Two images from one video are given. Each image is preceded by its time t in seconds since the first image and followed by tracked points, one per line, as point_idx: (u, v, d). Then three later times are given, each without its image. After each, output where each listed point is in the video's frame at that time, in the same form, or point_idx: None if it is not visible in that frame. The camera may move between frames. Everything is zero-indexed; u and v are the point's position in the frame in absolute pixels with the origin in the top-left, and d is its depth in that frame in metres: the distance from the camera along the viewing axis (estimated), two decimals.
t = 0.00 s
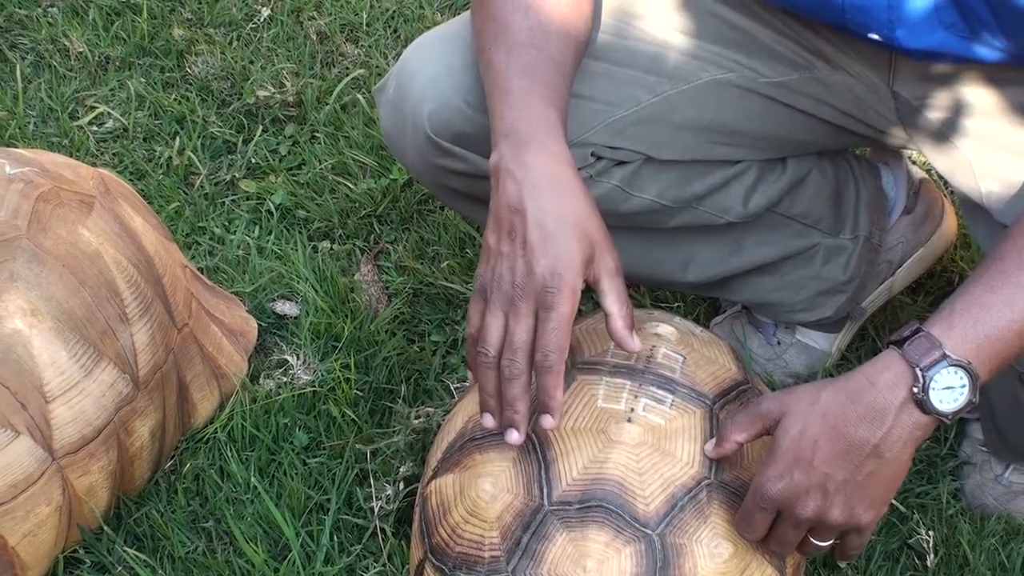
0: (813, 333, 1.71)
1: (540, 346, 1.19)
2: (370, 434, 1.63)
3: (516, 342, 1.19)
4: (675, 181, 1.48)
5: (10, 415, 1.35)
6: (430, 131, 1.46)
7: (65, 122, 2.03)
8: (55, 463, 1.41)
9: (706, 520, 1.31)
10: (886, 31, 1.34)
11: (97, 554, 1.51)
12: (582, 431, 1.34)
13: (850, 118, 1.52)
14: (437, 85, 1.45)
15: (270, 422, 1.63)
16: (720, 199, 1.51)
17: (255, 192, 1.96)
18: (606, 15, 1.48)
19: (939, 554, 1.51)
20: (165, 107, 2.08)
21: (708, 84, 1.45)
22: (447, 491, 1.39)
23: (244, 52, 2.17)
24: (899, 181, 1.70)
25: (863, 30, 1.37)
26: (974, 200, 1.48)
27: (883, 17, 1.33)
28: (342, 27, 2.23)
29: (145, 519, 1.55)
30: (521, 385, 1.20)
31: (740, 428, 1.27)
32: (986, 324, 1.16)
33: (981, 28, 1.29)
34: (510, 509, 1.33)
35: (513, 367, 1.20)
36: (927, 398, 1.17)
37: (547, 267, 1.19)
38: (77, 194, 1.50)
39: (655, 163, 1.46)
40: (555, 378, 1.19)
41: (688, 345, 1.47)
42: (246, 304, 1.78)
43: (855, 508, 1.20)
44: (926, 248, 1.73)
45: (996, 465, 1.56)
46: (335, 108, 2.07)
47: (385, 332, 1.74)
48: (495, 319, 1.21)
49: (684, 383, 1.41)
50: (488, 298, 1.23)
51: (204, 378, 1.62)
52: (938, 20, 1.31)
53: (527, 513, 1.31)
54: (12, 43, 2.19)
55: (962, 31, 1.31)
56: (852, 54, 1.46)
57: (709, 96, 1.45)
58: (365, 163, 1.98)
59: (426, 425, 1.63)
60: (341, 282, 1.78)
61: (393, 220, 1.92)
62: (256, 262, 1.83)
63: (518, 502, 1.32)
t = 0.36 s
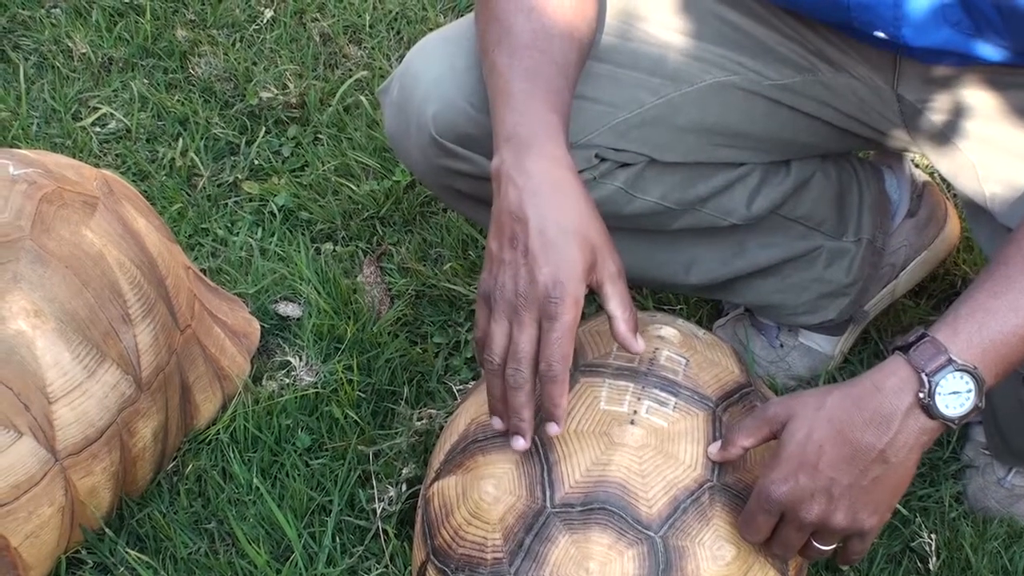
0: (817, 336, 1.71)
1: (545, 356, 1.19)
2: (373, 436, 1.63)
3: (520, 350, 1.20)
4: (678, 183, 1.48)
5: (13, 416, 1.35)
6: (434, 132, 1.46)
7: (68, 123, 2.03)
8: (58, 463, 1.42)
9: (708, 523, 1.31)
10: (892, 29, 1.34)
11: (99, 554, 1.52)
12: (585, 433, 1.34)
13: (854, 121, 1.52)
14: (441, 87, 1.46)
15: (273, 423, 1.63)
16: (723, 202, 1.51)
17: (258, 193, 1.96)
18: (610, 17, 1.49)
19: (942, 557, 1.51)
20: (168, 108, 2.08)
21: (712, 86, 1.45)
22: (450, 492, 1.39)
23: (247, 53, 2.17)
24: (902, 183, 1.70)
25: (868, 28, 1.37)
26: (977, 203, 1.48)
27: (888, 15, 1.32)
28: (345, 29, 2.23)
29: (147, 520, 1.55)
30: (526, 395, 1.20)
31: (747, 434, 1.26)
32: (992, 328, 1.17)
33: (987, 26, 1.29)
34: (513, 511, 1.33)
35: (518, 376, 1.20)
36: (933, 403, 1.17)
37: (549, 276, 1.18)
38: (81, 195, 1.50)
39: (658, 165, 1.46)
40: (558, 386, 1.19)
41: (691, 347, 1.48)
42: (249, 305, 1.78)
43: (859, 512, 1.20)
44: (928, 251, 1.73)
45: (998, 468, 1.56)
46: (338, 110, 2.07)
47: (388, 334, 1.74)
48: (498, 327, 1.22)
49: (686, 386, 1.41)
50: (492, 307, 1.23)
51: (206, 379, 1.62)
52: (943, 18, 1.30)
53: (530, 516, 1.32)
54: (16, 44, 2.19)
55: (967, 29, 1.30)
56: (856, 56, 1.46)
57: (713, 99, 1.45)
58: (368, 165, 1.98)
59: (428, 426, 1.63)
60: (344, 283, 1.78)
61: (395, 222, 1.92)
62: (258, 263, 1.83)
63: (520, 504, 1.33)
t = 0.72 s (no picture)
0: (815, 336, 1.71)
1: (511, 323, 1.17)
2: (370, 436, 1.63)
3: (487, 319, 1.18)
4: (676, 180, 1.48)
5: (10, 416, 1.35)
6: (433, 127, 1.46)
7: (66, 123, 2.03)
8: (56, 463, 1.42)
9: (706, 522, 1.32)
10: (890, 28, 1.34)
11: (97, 554, 1.52)
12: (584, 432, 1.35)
13: (851, 120, 1.52)
14: (439, 82, 1.45)
15: (271, 423, 1.63)
16: (721, 199, 1.51)
17: (255, 193, 1.96)
18: (610, 15, 1.49)
19: (939, 557, 1.51)
20: (166, 108, 2.08)
21: (711, 83, 1.45)
22: (448, 492, 1.40)
23: (245, 53, 2.17)
24: (900, 183, 1.70)
25: (867, 26, 1.36)
26: (974, 202, 1.48)
27: (887, 13, 1.32)
28: (343, 29, 2.23)
29: (145, 520, 1.55)
30: (493, 365, 1.19)
31: (742, 428, 1.27)
32: (987, 324, 1.17)
33: (984, 25, 1.28)
34: (511, 511, 1.33)
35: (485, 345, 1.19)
36: (927, 398, 1.17)
37: (525, 247, 1.18)
38: (80, 195, 1.50)
39: (656, 162, 1.46)
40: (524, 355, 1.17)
41: (689, 347, 1.49)
42: (247, 305, 1.78)
43: (854, 508, 1.21)
44: (927, 251, 1.73)
45: (995, 468, 1.56)
46: (335, 110, 2.07)
47: (386, 334, 1.74)
48: (470, 298, 1.21)
49: (684, 385, 1.42)
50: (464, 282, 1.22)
51: (204, 379, 1.62)
52: (941, 16, 1.30)
53: (528, 516, 1.32)
54: (13, 43, 2.19)
55: (965, 28, 1.30)
56: (854, 55, 1.46)
57: (712, 96, 1.45)
58: (365, 165, 1.98)
59: (426, 426, 1.63)
60: (341, 283, 1.78)
61: (393, 221, 1.92)
62: (256, 263, 1.83)
63: (518, 504, 1.33)
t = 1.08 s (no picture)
0: (812, 337, 1.72)
1: (522, 333, 1.18)
2: (373, 435, 1.64)
3: (500, 331, 1.20)
4: (674, 183, 1.50)
5: (17, 415, 1.37)
6: (433, 131, 1.48)
7: (72, 125, 2.04)
8: (62, 461, 1.43)
9: (705, 521, 1.34)
10: (884, 32, 1.35)
11: (103, 552, 1.53)
12: (584, 432, 1.37)
13: (847, 122, 1.54)
14: (439, 86, 1.47)
15: (274, 422, 1.65)
16: (718, 202, 1.53)
17: (259, 195, 1.97)
18: (608, 19, 1.50)
19: (935, 556, 1.52)
20: (170, 111, 2.10)
21: (708, 87, 1.47)
22: (449, 491, 1.42)
23: (249, 56, 2.19)
24: (896, 186, 1.72)
25: (861, 30, 1.38)
26: (969, 205, 1.49)
27: (881, 18, 1.34)
28: (346, 32, 2.25)
29: (150, 518, 1.56)
30: (507, 373, 1.19)
31: (739, 428, 1.29)
32: (981, 326, 1.18)
33: (977, 31, 1.30)
34: (511, 509, 1.35)
35: (499, 356, 1.20)
36: (922, 397, 1.19)
37: (529, 256, 1.20)
38: (86, 196, 1.52)
39: (655, 165, 1.48)
40: (539, 360, 1.18)
41: (688, 348, 1.51)
42: (250, 306, 1.80)
43: (850, 507, 1.23)
44: (923, 253, 1.74)
45: (991, 468, 1.58)
46: (338, 112, 2.09)
47: (388, 334, 1.76)
48: (482, 311, 1.22)
49: (683, 386, 1.44)
50: (477, 293, 1.24)
51: (208, 379, 1.64)
52: (934, 22, 1.32)
53: (528, 515, 1.34)
54: (20, 47, 2.21)
55: (958, 34, 1.32)
56: (851, 58, 1.48)
57: (709, 100, 1.47)
58: (368, 167, 2.00)
59: (428, 426, 1.64)
60: (344, 284, 1.80)
61: (395, 223, 1.94)
62: (259, 264, 1.84)
63: (518, 503, 1.35)
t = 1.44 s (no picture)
0: (800, 335, 1.78)
1: (541, 354, 1.26)
2: (375, 431, 1.69)
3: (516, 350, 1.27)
4: (667, 188, 1.55)
5: (31, 411, 1.42)
6: (435, 138, 1.53)
7: (84, 132, 2.10)
8: (75, 457, 1.49)
9: (696, 514, 1.39)
10: (869, 46, 1.41)
11: (115, 544, 1.59)
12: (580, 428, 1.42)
13: (833, 128, 1.59)
14: (441, 95, 1.52)
15: (280, 419, 1.70)
16: (710, 206, 1.58)
17: (266, 200, 2.03)
18: (602, 28, 1.56)
19: (919, 547, 1.58)
20: (180, 118, 2.15)
21: (700, 95, 1.52)
22: (450, 485, 1.48)
23: (256, 65, 2.25)
24: (881, 190, 1.77)
25: (846, 42, 1.43)
26: (952, 208, 1.54)
27: (865, 33, 1.40)
28: (350, 42, 2.31)
29: (161, 511, 1.62)
30: (526, 392, 1.29)
31: (729, 425, 1.34)
32: (964, 326, 1.24)
33: (958, 45, 1.36)
34: (510, 502, 1.41)
35: (515, 374, 1.28)
36: (908, 397, 1.24)
37: (541, 278, 1.26)
38: (97, 200, 1.58)
39: (648, 170, 1.54)
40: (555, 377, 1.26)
41: (680, 346, 1.57)
42: (257, 306, 1.85)
43: (837, 503, 1.28)
44: (907, 255, 1.81)
45: (973, 462, 1.64)
46: (342, 119, 2.14)
47: (390, 333, 1.81)
48: (496, 328, 1.30)
49: (675, 383, 1.50)
50: (487, 309, 1.31)
51: (217, 376, 1.70)
52: (918, 36, 1.37)
53: (526, 507, 1.40)
54: (34, 56, 2.26)
55: (940, 48, 1.38)
56: (840, 67, 1.54)
57: (701, 107, 1.52)
58: (371, 172, 2.05)
59: (429, 422, 1.69)
60: (348, 285, 1.85)
61: (397, 226, 1.99)
62: (266, 266, 1.90)
63: (517, 496, 1.41)
